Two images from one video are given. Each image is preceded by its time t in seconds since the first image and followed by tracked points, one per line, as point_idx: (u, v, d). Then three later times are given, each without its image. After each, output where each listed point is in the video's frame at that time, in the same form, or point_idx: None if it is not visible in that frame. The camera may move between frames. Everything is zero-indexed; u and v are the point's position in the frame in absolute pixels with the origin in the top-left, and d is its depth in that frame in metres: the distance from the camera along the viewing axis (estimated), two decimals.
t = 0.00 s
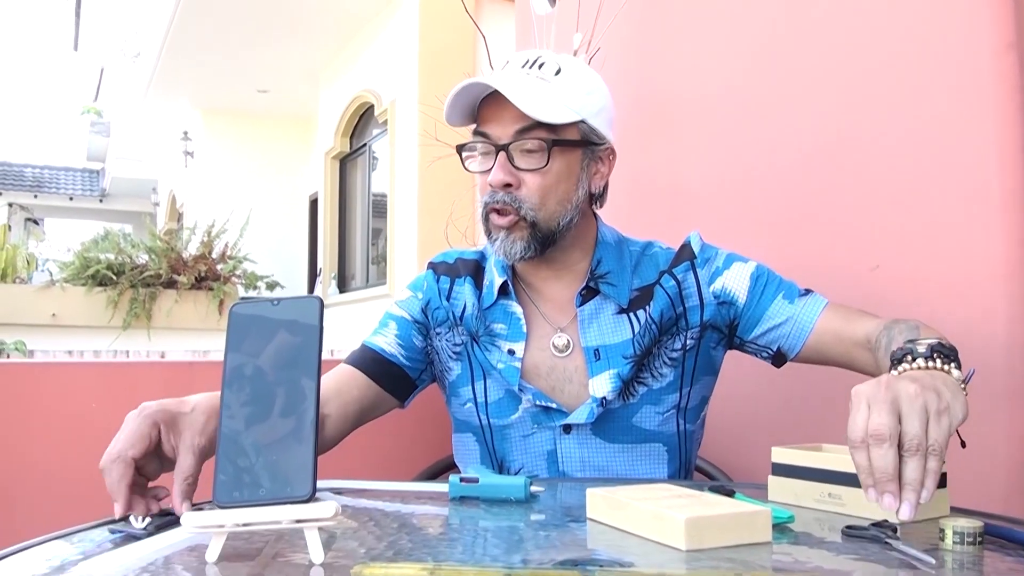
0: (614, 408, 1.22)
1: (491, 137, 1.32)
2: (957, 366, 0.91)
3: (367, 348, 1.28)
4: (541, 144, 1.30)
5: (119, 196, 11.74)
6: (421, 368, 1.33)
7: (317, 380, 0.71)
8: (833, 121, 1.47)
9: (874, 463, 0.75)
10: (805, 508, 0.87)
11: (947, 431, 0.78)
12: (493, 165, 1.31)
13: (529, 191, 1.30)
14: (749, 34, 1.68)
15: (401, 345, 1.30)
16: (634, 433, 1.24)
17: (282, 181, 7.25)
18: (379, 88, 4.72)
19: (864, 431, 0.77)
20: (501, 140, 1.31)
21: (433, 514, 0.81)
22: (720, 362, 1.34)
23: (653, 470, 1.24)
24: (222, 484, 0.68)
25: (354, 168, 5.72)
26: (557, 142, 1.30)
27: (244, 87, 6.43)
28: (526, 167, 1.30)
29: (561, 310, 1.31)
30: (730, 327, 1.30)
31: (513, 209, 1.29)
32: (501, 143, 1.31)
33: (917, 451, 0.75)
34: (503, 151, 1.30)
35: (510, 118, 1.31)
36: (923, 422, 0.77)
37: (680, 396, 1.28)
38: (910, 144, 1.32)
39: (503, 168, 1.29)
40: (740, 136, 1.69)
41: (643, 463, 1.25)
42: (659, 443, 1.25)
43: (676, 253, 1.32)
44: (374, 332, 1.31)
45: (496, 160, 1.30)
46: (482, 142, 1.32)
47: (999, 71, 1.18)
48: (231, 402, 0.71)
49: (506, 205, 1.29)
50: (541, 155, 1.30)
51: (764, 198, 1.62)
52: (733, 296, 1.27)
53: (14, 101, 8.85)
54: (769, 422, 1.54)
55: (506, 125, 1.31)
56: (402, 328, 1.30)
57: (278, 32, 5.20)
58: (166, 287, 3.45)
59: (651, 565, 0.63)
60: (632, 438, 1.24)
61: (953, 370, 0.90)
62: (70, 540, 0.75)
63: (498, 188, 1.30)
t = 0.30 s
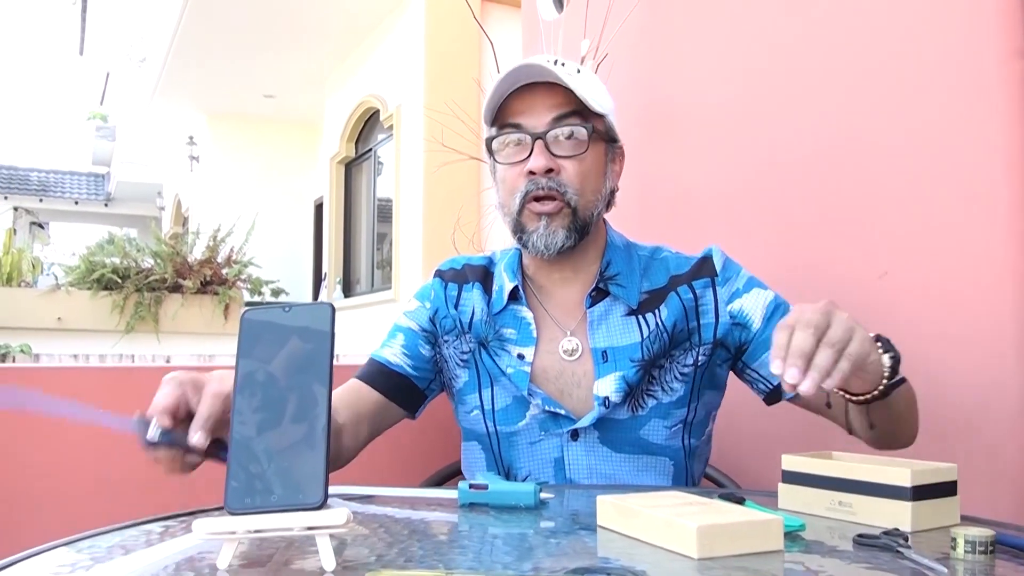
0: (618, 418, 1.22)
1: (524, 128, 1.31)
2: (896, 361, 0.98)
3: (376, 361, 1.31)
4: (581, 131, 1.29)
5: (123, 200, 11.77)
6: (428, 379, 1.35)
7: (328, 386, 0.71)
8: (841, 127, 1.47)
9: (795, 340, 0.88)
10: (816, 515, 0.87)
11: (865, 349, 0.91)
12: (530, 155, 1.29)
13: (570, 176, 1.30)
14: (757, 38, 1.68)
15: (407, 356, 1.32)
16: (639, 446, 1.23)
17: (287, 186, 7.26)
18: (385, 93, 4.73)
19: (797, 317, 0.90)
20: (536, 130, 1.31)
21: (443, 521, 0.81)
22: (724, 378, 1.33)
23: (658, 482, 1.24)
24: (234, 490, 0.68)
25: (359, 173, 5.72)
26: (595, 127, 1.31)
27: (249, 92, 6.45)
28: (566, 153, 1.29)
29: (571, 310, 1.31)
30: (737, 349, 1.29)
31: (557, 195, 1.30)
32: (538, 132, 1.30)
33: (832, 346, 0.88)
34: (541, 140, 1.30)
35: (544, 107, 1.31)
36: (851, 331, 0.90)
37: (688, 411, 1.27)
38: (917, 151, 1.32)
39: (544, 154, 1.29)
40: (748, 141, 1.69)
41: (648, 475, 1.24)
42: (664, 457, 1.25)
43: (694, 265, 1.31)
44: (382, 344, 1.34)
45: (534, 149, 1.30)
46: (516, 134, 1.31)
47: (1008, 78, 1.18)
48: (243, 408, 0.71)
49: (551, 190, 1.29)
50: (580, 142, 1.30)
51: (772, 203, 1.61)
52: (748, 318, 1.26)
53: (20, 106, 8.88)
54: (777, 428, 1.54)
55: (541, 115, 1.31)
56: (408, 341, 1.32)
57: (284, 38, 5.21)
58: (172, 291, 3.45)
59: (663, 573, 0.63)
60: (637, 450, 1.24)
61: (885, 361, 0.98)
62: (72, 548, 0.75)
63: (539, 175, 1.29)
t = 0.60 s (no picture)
0: (638, 425, 1.20)
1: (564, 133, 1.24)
2: (732, 383, 1.02)
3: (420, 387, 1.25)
4: (624, 137, 1.22)
5: (131, 203, 11.80)
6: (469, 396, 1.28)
7: (341, 393, 0.69)
8: (854, 129, 1.45)
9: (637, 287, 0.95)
10: (834, 526, 0.85)
11: (693, 336, 0.96)
12: (571, 158, 1.21)
13: (610, 182, 1.22)
14: (769, 40, 1.66)
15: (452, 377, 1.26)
16: (660, 456, 1.21)
17: (295, 189, 7.26)
18: (393, 96, 4.73)
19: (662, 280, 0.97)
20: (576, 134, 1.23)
21: (458, 529, 0.79)
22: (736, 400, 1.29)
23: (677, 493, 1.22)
24: (245, 498, 0.68)
25: (368, 176, 5.72)
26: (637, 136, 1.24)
27: (258, 95, 6.46)
28: (608, 157, 1.21)
29: (598, 313, 1.30)
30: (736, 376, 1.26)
31: (596, 200, 1.21)
32: (578, 137, 1.22)
33: (659, 308, 0.94)
34: (582, 145, 1.21)
35: (583, 114, 1.26)
36: (692, 313, 0.96)
37: (709, 423, 1.24)
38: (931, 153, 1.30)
39: (585, 159, 1.21)
40: (760, 143, 1.67)
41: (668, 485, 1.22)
42: (683, 467, 1.22)
43: (722, 279, 1.31)
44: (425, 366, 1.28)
45: (574, 153, 1.21)
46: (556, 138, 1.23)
47: None
48: (254, 414, 0.69)
49: (589, 195, 1.21)
50: (622, 146, 1.22)
51: (784, 206, 1.60)
52: (745, 348, 1.24)
53: (30, 108, 8.92)
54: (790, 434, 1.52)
55: (581, 121, 1.25)
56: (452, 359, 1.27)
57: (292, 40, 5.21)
58: (180, 293, 3.45)
59: None
60: (658, 460, 1.22)
61: (716, 379, 1.01)
62: (79, 555, 0.73)
63: (580, 179, 1.21)
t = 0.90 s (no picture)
0: (641, 423, 1.19)
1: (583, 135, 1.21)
2: (690, 361, 1.02)
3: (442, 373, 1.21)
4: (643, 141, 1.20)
5: (133, 205, 11.82)
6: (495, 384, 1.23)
7: (330, 393, 0.68)
8: (857, 129, 1.43)
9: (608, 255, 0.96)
10: (837, 532, 0.83)
11: (651, 312, 0.97)
12: (590, 160, 1.19)
13: (629, 185, 1.20)
14: (773, 41, 1.64)
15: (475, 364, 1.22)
16: (664, 456, 1.20)
17: (297, 192, 7.26)
18: (395, 98, 4.72)
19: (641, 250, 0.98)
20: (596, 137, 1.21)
21: (451, 534, 0.78)
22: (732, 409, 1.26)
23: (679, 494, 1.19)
24: (231, 501, 0.66)
25: (369, 178, 5.71)
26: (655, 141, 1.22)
27: (260, 98, 6.46)
28: (628, 161, 1.19)
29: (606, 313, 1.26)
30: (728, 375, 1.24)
31: (614, 204, 1.20)
32: (598, 140, 1.20)
33: (622, 282, 0.95)
34: (601, 148, 1.19)
35: (604, 118, 1.22)
36: (659, 291, 0.96)
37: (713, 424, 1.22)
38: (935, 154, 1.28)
39: (604, 162, 1.19)
40: (761, 145, 1.66)
41: (670, 487, 1.20)
42: (686, 468, 1.21)
43: (727, 282, 1.29)
44: (445, 353, 1.24)
45: (593, 155, 1.19)
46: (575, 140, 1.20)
47: None
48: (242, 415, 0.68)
49: (607, 198, 1.19)
50: (639, 150, 1.20)
51: (786, 208, 1.58)
52: (739, 345, 1.23)
53: (32, 110, 8.94)
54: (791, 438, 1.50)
55: (601, 125, 1.21)
56: (474, 346, 1.23)
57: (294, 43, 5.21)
58: (180, 295, 3.44)
59: None
60: (661, 460, 1.20)
61: (672, 354, 1.02)
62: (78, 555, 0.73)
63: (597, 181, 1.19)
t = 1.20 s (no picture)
0: (634, 425, 1.17)
1: (605, 144, 1.17)
2: (701, 376, 1.00)
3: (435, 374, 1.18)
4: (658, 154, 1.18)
5: (125, 202, 11.77)
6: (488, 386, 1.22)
7: (311, 396, 0.66)
8: (853, 126, 1.41)
9: (626, 269, 0.94)
10: (832, 537, 0.81)
11: (666, 329, 0.96)
12: (611, 171, 1.16)
13: (645, 199, 1.17)
14: (767, 38, 1.63)
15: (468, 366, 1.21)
16: (657, 458, 1.18)
17: (290, 189, 7.24)
18: (388, 95, 4.69)
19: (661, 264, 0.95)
20: (617, 146, 1.17)
21: (436, 539, 0.76)
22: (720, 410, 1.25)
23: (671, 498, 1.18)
24: (207, 508, 0.64)
25: (361, 176, 5.69)
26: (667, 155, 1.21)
27: (253, 95, 6.43)
28: (644, 174, 1.17)
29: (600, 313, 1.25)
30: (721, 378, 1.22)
31: (630, 216, 1.15)
32: (618, 150, 1.17)
33: (640, 298, 0.93)
34: (622, 158, 1.16)
35: (626, 126, 1.18)
36: (677, 309, 0.94)
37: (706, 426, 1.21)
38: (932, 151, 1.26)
39: (625, 174, 1.15)
40: (756, 143, 1.64)
41: (663, 491, 1.18)
42: (679, 471, 1.19)
43: (722, 283, 1.26)
44: (436, 355, 1.22)
45: (614, 166, 1.16)
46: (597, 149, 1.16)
47: None
48: (219, 419, 0.66)
49: (624, 212, 1.15)
50: (653, 164, 1.19)
51: (781, 206, 1.56)
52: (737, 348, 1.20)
53: (23, 106, 8.89)
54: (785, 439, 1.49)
55: (623, 133, 1.17)
56: (466, 347, 1.21)
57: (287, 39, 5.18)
58: (171, 293, 3.41)
59: None
60: (654, 463, 1.18)
61: (683, 368, 0.99)
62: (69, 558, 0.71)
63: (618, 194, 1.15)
